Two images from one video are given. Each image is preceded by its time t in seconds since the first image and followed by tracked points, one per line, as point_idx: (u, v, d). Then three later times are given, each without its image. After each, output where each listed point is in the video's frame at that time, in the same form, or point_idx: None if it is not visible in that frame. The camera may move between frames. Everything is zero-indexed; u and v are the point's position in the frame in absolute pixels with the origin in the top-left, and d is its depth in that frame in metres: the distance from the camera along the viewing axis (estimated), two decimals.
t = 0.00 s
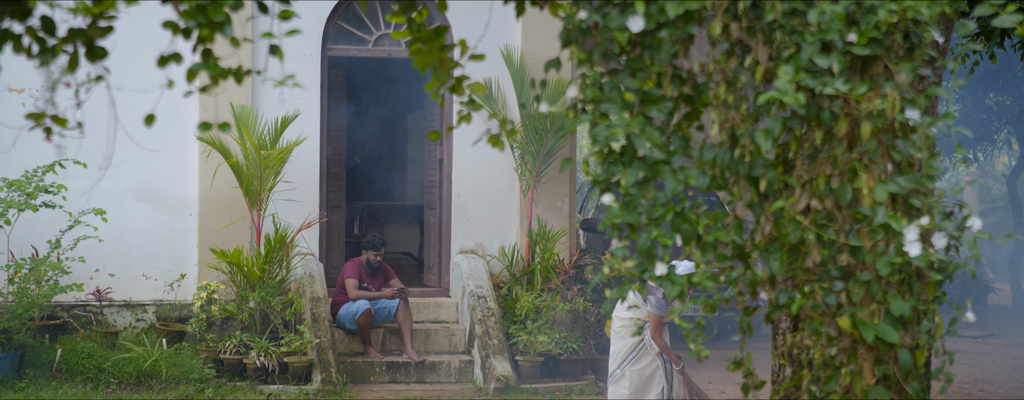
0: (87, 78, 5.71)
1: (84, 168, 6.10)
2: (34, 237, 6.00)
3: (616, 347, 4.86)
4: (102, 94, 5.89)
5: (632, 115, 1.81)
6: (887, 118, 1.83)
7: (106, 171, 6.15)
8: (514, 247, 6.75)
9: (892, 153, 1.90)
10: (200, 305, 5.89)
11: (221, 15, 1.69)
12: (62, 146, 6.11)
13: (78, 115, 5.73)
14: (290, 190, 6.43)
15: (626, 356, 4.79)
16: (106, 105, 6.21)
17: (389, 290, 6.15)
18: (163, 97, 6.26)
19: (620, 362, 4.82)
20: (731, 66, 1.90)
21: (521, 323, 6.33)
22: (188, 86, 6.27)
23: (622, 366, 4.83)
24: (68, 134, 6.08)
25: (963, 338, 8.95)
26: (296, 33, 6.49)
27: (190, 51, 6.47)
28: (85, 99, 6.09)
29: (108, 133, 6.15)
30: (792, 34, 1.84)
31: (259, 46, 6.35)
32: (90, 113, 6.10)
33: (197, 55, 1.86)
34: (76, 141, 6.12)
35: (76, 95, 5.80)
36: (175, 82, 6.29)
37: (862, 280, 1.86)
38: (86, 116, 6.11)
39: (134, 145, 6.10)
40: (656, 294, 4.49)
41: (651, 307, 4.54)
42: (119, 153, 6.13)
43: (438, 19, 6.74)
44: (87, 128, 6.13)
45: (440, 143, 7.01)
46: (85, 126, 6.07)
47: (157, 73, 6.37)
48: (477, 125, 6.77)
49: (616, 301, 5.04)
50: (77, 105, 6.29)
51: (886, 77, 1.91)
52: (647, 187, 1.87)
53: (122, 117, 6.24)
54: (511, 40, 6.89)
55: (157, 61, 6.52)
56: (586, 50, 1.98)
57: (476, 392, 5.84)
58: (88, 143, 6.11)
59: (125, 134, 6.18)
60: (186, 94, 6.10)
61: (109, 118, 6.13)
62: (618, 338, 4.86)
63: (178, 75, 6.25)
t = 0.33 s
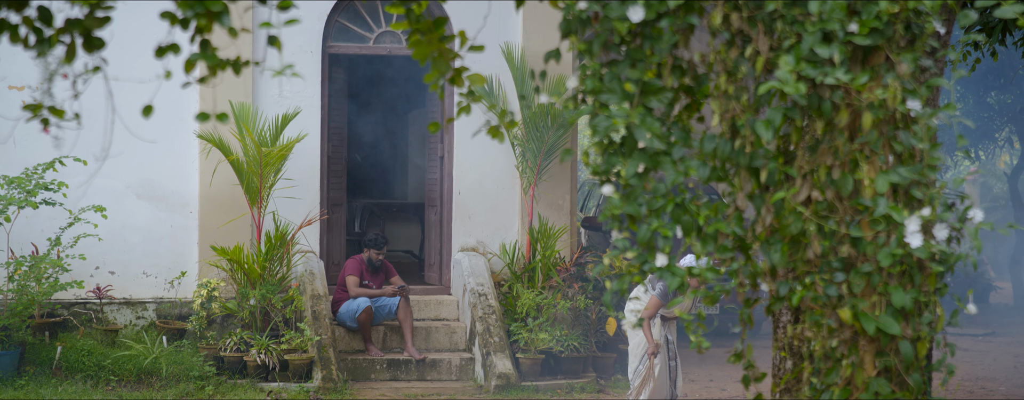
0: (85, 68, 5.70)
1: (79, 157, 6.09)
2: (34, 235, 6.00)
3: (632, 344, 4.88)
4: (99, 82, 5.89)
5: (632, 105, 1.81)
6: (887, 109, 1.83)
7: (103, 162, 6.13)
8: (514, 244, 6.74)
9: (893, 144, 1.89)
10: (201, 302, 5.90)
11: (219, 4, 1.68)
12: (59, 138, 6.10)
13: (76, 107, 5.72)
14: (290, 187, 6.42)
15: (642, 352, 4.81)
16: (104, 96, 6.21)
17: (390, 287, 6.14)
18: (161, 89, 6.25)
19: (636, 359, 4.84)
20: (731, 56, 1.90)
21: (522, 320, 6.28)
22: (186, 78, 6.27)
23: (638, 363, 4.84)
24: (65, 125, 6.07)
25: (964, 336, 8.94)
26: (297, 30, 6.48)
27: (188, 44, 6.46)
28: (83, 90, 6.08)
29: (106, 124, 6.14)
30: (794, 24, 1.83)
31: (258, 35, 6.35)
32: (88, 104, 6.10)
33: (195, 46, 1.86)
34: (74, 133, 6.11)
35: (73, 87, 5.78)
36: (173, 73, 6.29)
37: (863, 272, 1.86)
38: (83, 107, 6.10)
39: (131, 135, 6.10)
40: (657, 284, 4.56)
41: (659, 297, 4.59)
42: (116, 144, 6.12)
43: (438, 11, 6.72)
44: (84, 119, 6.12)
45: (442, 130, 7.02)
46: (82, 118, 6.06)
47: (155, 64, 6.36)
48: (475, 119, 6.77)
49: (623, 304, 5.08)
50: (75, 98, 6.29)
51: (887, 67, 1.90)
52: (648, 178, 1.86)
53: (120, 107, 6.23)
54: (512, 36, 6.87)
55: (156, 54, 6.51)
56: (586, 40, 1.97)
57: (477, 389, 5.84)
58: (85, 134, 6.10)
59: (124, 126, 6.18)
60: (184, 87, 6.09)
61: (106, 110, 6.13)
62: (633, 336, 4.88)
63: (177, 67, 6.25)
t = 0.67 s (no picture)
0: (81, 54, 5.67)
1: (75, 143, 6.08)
2: (33, 228, 5.99)
3: (641, 345, 4.56)
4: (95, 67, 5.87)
5: (632, 91, 1.80)
6: (888, 94, 1.82)
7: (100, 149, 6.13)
8: (514, 238, 6.73)
9: (894, 129, 1.88)
10: (200, 296, 5.89)
11: None
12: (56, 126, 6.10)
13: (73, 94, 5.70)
14: (290, 181, 6.41)
15: (653, 352, 4.49)
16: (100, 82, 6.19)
17: (389, 281, 6.13)
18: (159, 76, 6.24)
19: (648, 361, 4.53)
20: (732, 41, 1.89)
21: (522, 314, 6.29)
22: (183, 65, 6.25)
23: (651, 363, 4.53)
24: (62, 112, 6.06)
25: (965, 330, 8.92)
26: (297, 23, 6.47)
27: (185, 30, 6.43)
28: (80, 77, 6.06)
29: (102, 109, 6.13)
30: (794, 9, 1.82)
31: (258, 20, 6.33)
32: (83, 93, 6.10)
33: (193, 31, 1.85)
34: (71, 119, 6.10)
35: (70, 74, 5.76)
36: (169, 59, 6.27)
37: (864, 258, 1.85)
38: (81, 93, 6.10)
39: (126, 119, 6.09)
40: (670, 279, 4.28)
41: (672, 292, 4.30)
42: (113, 131, 6.11)
43: None
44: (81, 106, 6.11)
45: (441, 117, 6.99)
46: (79, 105, 6.05)
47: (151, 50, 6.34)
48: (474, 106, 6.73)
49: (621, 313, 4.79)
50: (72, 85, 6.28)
51: (888, 53, 1.89)
52: (647, 164, 1.86)
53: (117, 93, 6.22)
54: (512, 31, 6.85)
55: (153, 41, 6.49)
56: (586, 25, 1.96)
57: (477, 383, 5.84)
58: (82, 120, 6.09)
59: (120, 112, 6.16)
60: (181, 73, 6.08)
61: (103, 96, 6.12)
62: (641, 336, 4.55)
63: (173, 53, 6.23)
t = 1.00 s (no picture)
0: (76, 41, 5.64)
1: (71, 128, 6.05)
2: (32, 223, 5.98)
3: (650, 338, 4.55)
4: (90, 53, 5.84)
5: (631, 76, 1.79)
6: (888, 80, 1.80)
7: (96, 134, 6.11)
8: (514, 233, 6.72)
9: (894, 116, 1.87)
10: (199, 291, 5.88)
11: None
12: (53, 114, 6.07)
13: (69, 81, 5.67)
14: (289, 176, 6.40)
15: (659, 347, 4.47)
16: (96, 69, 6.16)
17: (389, 276, 6.12)
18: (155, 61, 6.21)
19: (655, 354, 4.49)
20: (731, 27, 1.88)
21: (522, 309, 6.28)
22: (179, 51, 6.23)
23: (656, 359, 4.49)
24: (58, 98, 6.03)
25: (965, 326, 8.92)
26: (296, 18, 6.45)
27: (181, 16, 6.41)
28: (75, 63, 6.03)
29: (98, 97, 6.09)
30: None
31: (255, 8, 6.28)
32: (80, 78, 6.06)
33: (189, 17, 1.84)
34: (67, 106, 6.07)
35: (66, 60, 5.72)
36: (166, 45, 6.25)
37: (864, 245, 1.83)
38: (76, 75, 6.05)
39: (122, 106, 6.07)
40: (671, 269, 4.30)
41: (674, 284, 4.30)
42: (109, 116, 6.09)
43: None
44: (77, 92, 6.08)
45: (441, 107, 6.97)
46: (75, 91, 6.01)
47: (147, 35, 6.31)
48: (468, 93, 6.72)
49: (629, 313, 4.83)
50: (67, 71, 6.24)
51: (889, 39, 1.88)
52: (647, 150, 1.85)
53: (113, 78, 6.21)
54: (513, 26, 6.83)
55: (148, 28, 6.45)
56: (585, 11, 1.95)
57: (476, 378, 5.84)
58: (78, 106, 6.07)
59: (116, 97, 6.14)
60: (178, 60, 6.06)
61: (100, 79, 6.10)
62: (650, 329, 4.55)
63: (170, 39, 6.20)
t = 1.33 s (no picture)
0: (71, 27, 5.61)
1: (65, 116, 6.01)
2: (30, 218, 5.97)
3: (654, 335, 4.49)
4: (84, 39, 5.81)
5: (628, 62, 1.77)
6: (887, 66, 1.79)
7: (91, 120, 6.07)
8: (513, 228, 6.71)
9: (893, 102, 1.86)
10: (198, 286, 5.91)
11: None
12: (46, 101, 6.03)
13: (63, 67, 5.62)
14: (287, 171, 6.39)
15: (663, 343, 4.43)
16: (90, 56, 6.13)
17: (387, 271, 6.11)
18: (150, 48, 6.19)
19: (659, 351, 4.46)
20: (729, 13, 1.86)
21: (521, 304, 6.27)
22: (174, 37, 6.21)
23: (662, 355, 4.45)
24: (52, 86, 6.00)
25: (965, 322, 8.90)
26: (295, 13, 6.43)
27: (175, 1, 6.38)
28: (69, 49, 5.99)
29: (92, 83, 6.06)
30: None
31: None
32: (74, 63, 6.03)
33: (183, 2, 1.83)
34: (61, 92, 6.03)
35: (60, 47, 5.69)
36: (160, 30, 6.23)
37: (862, 232, 1.82)
38: (71, 59, 6.02)
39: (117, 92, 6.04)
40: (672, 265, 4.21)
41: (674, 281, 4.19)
42: (104, 103, 6.06)
43: None
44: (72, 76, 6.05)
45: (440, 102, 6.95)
46: (69, 77, 5.98)
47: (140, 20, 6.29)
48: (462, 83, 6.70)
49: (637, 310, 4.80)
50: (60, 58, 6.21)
51: (887, 25, 1.87)
52: (644, 137, 1.84)
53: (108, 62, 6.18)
54: (511, 20, 6.83)
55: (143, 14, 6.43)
56: None
57: (475, 374, 5.84)
58: (72, 93, 6.03)
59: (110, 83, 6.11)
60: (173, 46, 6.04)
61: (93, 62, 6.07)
62: (655, 326, 4.46)
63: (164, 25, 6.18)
